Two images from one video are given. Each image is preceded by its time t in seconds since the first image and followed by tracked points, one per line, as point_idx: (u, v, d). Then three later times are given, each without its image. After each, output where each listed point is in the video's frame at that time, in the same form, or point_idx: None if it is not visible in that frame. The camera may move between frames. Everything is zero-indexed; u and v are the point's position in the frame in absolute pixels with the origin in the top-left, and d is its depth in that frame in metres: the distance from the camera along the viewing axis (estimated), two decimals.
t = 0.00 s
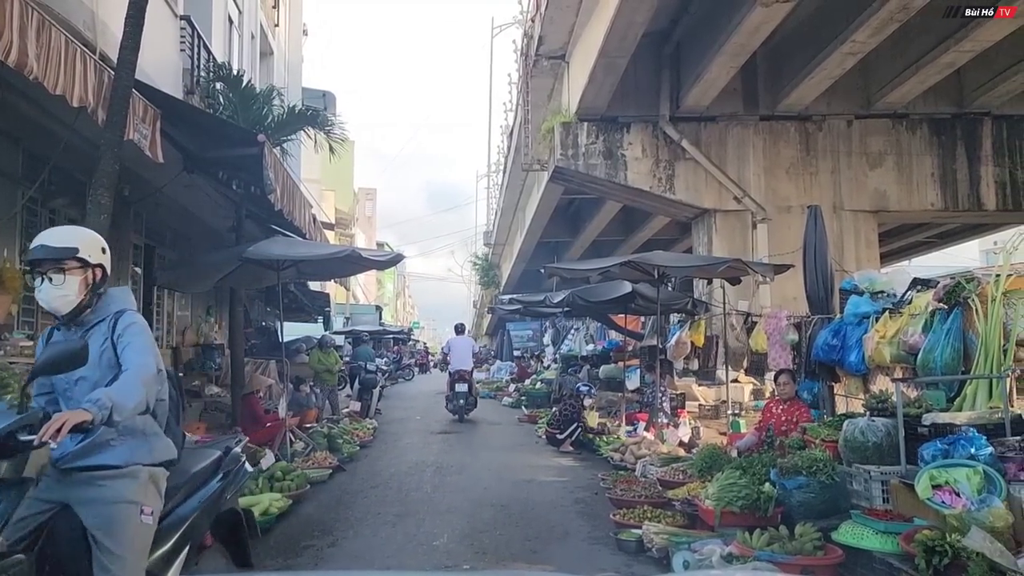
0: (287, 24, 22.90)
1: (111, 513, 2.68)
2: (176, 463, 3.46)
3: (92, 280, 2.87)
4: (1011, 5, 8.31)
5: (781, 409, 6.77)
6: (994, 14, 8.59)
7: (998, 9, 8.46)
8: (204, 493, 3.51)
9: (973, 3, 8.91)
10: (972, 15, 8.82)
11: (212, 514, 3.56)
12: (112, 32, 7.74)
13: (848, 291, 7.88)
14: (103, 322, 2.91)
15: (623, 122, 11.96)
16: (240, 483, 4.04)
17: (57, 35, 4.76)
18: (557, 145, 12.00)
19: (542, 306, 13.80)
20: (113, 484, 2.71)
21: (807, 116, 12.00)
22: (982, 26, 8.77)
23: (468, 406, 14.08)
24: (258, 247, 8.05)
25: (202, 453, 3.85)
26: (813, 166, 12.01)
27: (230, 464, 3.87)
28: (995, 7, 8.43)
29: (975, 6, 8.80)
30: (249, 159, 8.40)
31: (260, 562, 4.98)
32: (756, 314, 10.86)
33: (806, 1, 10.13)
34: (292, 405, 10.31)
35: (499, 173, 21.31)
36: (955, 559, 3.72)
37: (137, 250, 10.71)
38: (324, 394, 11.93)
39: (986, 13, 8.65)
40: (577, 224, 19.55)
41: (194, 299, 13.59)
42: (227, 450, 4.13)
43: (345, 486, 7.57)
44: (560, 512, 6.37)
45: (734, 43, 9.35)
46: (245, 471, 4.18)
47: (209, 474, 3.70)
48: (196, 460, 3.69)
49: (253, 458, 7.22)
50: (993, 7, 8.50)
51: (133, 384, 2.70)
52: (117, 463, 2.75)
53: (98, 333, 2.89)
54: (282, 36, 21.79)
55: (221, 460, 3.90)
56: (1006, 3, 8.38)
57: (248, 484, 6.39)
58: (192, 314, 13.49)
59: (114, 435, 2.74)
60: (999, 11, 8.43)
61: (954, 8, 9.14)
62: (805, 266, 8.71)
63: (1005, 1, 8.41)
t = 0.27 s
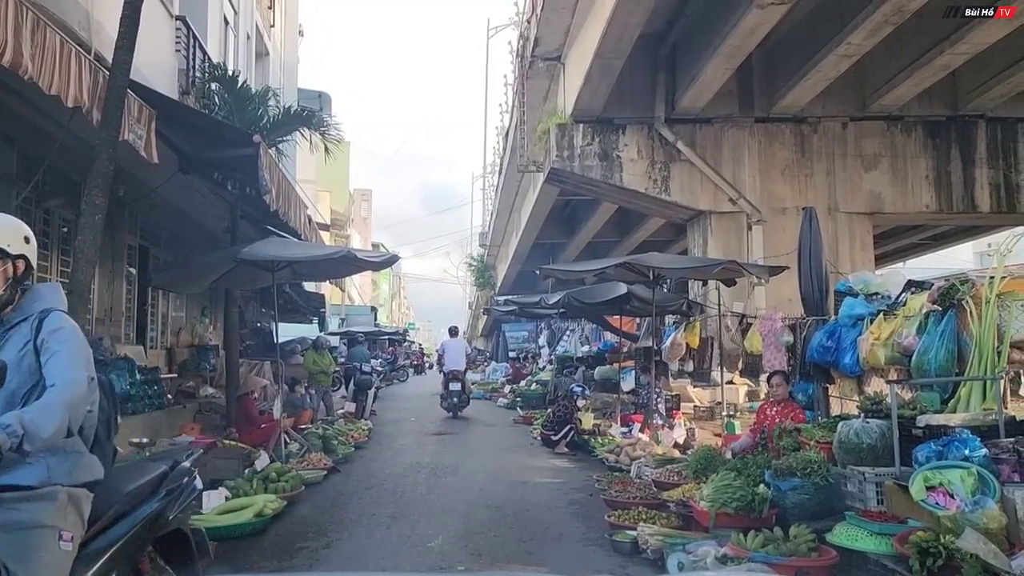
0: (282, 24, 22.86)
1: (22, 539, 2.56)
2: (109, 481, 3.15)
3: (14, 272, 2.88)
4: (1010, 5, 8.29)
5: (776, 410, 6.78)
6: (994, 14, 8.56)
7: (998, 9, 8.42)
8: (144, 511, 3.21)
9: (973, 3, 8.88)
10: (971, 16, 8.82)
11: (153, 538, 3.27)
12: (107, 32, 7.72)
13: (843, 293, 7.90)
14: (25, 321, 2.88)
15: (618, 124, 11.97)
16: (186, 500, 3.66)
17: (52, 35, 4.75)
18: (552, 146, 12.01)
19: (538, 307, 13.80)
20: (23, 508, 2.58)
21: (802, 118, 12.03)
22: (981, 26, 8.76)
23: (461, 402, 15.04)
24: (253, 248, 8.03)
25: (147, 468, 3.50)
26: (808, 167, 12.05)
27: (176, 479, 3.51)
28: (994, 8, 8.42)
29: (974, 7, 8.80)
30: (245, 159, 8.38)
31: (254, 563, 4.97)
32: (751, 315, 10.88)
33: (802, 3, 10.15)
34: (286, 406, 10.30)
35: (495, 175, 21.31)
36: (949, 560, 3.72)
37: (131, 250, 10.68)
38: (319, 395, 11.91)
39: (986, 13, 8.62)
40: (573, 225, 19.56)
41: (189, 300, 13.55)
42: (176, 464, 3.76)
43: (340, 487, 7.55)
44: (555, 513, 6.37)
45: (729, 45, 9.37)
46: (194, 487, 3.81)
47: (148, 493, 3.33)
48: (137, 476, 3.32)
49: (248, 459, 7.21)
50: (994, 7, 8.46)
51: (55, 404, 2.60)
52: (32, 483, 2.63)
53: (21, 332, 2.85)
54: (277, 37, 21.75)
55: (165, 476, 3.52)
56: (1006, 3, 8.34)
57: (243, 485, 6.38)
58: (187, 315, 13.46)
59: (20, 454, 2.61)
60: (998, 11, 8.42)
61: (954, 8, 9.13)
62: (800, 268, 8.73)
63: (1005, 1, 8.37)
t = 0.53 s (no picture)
0: (281, 24, 22.84)
1: None
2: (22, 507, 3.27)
3: None
4: (1011, 6, 8.26)
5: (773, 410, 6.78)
6: (994, 14, 8.52)
7: (998, 9, 8.38)
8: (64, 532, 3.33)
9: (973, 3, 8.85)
10: (971, 16, 8.79)
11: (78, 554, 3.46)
12: (104, 32, 7.72)
13: (840, 293, 7.90)
14: None
15: (616, 125, 11.98)
16: (115, 518, 3.78)
17: (49, 35, 4.75)
18: (550, 146, 12.02)
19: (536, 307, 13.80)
20: None
21: (800, 119, 12.04)
22: (981, 25, 8.73)
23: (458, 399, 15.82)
24: (250, 248, 8.02)
25: (69, 488, 3.63)
26: (805, 168, 12.07)
27: (99, 500, 3.62)
28: (995, 8, 8.37)
29: (974, 7, 8.76)
30: (243, 159, 8.37)
31: (252, 563, 4.97)
32: (749, 316, 10.89)
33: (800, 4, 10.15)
34: (284, 407, 10.29)
35: (493, 175, 21.29)
36: (946, 561, 3.74)
37: (128, 250, 10.67)
38: (316, 395, 11.89)
39: (986, 13, 8.58)
40: (571, 226, 19.55)
41: (186, 300, 13.54)
42: (108, 482, 3.87)
43: (338, 487, 7.55)
44: (553, 514, 6.37)
45: (727, 46, 9.38)
46: (124, 505, 3.91)
47: (70, 513, 3.46)
48: (55, 498, 3.46)
49: (245, 459, 7.20)
50: (993, 7, 8.42)
51: None
52: None
53: None
54: (275, 36, 21.72)
55: (89, 495, 3.63)
56: (1006, 2, 8.30)
57: (240, 484, 6.39)
58: (184, 315, 13.44)
59: None
60: (999, 12, 8.38)
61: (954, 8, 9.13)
62: (798, 268, 8.73)
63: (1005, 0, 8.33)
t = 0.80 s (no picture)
0: (281, 24, 22.84)
1: None
2: None
3: None
4: (1011, 6, 8.25)
5: (773, 410, 6.79)
6: (994, 14, 8.51)
7: (998, 9, 8.37)
8: None
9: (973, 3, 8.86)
10: (971, 16, 8.79)
11: None
12: (104, 32, 7.72)
13: (840, 293, 7.90)
14: None
15: (616, 125, 11.99)
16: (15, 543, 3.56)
17: (49, 34, 4.75)
18: (550, 146, 12.02)
19: (535, 308, 13.80)
20: None
21: (800, 120, 12.05)
22: (980, 26, 8.73)
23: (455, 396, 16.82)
24: (250, 247, 8.02)
25: None
26: (805, 169, 12.08)
27: None
28: (995, 8, 8.37)
29: (974, 7, 8.76)
30: (242, 159, 8.37)
31: (251, 562, 4.98)
32: (749, 316, 10.89)
33: (800, 4, 10.15)
34: (284, 406, 10.29)
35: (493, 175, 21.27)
36: (946, 561, 3.74)
37: (128, 249, 10.67)
38: (316, 394, 11.90)
39: (986, 13, 8.58)
40: (571, 226, 19.56)
41: (186, 299, 13.54)
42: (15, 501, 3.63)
43: (337, 487, 7.55)
44: (552, 514, 6.38)
45: (727, 46, 9.38)
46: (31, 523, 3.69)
47: None
48: None
49: (245, 458, 7.20)
50: (993, 7, 8.42)
51: None
52: None
53: None
54: (276, 36, 21.72)
55: None
56: (1006, 2, 8.29)
57: (239, 484, 6.40)
58: (184, 314, 13.45)
59: None
60: (998, 12, 8.38)
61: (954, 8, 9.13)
62: (798, 268, 8.73)
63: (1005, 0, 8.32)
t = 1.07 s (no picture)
0: (282, 24, 22.86)
1: None
2: None
3: None
4: (1010, 6, 8.25)
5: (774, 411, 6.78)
6: (994, 14, 8.52)
7: (998, 9, 8.37)
8: None
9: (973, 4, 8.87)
10: (971, 16, 8.79)
11: None
12: (105, 31, 7.72)
13: (840, 294, 7.90)
14: None
15: (616, 125, 11.99)
16: None
17: (50, 33, 4.75)
18: (551, 146, 12.02)
19: (536, 307, 13.81)
20: None
21: (800, 120, 12.05)
22: (981, 26, 8.73)
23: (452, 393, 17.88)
24: (250, 246, 8.02)
25: None
26: (806, 169, 12.07)
27: None
28: (995, 8, 8.37)
29: (974, 7, 8.77)
30: (242, 158, 8.37)
31: (252, 562, 4.98)
32: (749, 316, 10.88)
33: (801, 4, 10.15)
34: (285, 406, 10.30)
35: (494, 175, 21.26)
36: (946, 561, 3.74)
37: (129, 249, 10.68)
38: (317, 393, 11.90)
39: (986, 13, 8.58)
40: (571, 226, 19.57)
41: (187, 299, 13.55)
42: None
43: (337, 486, 7.55)
44: (553, 514, 6.38)
45: (728, 46, 9.37)
46: None
47: None
48: None
49: (245, 457, 7.21)
50: (993, 7, 8.43)
51: None
52: None
53: None
54: (276, 36, 21.73)
55: None
56: (1006, 2, 8.30)
57: (240, 483, 6.40)
58: (185, 314, 13.47)
59: None
60: (998, 12, 8.38)
61: (954, 9, 9.13)
62: (799, 268, 8.73)
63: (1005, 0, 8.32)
